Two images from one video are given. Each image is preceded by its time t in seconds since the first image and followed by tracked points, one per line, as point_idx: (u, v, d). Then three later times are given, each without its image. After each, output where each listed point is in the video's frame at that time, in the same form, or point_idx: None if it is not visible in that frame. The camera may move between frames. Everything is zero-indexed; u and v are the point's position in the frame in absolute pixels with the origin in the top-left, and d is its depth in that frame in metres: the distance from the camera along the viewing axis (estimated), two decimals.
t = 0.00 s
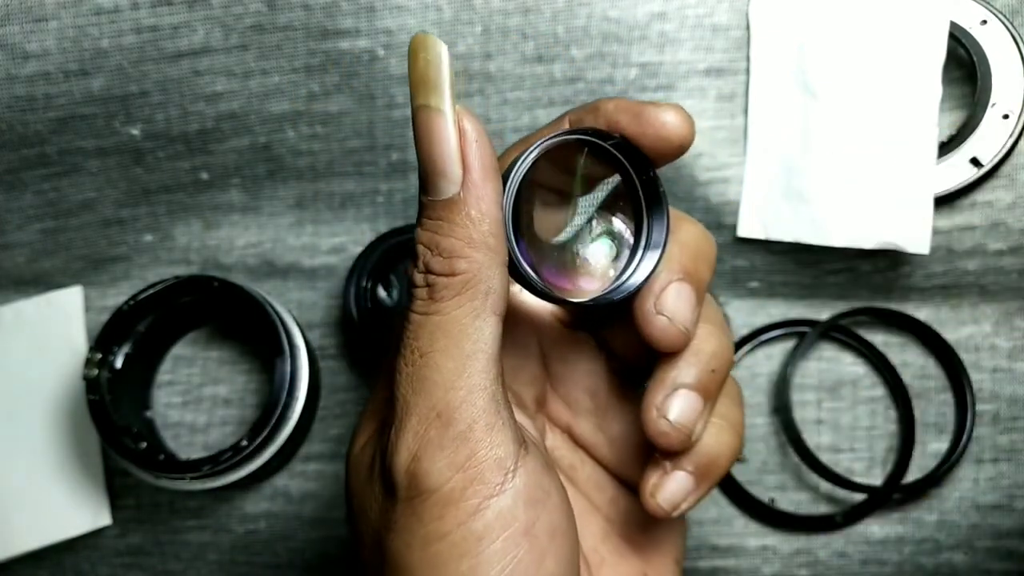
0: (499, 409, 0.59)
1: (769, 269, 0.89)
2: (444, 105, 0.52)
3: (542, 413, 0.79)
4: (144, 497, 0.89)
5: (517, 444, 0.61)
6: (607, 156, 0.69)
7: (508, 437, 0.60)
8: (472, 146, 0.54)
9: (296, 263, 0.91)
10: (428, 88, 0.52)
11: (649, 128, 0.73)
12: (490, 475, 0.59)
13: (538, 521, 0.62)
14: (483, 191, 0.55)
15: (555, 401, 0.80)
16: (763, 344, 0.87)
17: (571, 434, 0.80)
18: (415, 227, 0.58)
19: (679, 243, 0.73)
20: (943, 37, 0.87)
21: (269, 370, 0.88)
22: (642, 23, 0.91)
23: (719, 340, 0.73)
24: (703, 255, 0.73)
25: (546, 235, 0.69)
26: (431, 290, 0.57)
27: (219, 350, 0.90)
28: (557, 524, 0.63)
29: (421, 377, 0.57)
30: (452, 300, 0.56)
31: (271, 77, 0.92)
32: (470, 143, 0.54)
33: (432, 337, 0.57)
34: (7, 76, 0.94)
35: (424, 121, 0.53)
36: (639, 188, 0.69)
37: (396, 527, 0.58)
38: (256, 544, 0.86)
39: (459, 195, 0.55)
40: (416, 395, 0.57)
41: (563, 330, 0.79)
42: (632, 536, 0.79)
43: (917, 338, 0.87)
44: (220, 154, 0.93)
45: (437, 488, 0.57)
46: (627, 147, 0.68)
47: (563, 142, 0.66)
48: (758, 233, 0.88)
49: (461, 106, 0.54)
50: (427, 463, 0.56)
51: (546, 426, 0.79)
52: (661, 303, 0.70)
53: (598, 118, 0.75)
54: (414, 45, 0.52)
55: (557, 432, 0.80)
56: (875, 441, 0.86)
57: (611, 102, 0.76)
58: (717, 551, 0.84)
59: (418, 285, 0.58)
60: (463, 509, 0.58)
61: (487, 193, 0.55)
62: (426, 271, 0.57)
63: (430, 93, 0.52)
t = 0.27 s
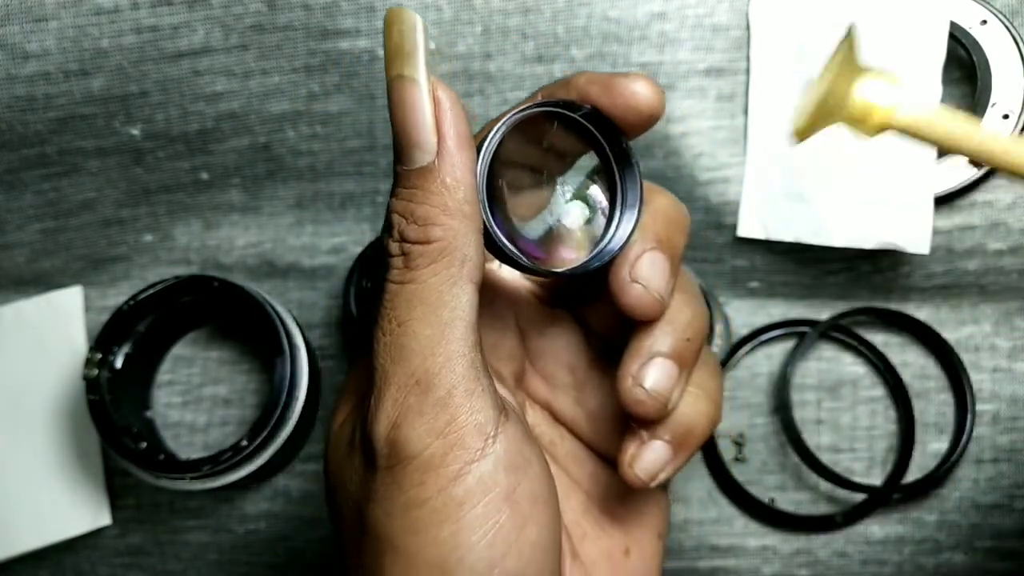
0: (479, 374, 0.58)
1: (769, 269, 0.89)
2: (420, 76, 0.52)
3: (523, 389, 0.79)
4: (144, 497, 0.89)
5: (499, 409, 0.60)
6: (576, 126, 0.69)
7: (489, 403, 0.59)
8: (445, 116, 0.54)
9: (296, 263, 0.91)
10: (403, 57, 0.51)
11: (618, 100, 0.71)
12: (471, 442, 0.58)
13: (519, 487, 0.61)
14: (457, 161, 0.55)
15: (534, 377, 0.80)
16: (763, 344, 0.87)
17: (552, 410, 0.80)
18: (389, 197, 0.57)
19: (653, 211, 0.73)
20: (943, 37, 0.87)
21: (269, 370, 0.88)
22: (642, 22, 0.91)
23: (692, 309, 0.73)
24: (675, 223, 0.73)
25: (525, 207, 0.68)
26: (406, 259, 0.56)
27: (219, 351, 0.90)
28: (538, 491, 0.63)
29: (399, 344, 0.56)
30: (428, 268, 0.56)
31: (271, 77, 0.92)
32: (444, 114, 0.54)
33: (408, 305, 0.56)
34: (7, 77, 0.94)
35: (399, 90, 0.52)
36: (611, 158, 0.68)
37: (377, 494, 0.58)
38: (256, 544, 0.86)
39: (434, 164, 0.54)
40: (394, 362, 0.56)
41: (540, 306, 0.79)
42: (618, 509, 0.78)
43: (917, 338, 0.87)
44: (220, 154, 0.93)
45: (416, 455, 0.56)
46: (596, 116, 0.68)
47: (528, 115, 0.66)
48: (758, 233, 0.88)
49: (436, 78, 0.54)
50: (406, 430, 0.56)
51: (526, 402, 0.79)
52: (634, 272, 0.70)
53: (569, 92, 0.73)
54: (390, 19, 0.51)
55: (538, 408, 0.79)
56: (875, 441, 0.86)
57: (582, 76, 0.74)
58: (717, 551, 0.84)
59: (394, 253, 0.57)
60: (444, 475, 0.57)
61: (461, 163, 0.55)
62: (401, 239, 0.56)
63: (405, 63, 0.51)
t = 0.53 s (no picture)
0: (450, 363, 0.57)
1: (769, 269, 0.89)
2: (375, 46, 0.49)
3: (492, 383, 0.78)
4: (144, 497, 0.89)
5: (467, 400, 0.60)
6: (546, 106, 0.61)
7: (458, 394, 0.59)
8: (408, 90, 0.52)
9: (296, 263, 0.91)
10: (356, 25, 0.49)
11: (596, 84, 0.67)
12: (441, 433, 0.58)
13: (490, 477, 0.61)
14: (416, 137, 0.53)
15: (504, 371, 0.79)
16: (763, 344, 0.88)
17: (520, 403, 0.78)
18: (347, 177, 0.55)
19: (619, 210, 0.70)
20: (943, 38, 0.87)
21: (269, 370, 0.88)
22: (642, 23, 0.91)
23: (660, 306, 0.72)
24: (645, 220, 0.71)
25: (497, 194, 0.66)
26: (369, 242, 0.55)
27: (219, 351, 0.90)
28: (510, 481, 0.63)
29: (365, 335, 0.55)
30: (393, 251, 0.54)
31: (271, 77, 0.92)
32: (403, 88, 0.52)
33: (374, 291, 0.55)
34: (7, 76, 0.94)
35: (355, 62, 0.50)
36: (583, 147, 0.62)
37: (346, 490, 0.57)
38: (257, 544, 0.86)
39: (396, 140, 0.53)
40: (361, 353, 0.55)
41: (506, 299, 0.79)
42: (588, 505, 0.77)
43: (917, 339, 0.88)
44: (220, 154, 0.93)
45: (387, 449, 0.56)
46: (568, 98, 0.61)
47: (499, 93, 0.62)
48: (758, 233, 0.88)
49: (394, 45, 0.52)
50: (376, 423, 0.55)
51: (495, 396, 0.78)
52: (597, 272, 0.68)
53: (544, 71, 0.69)
54: None
55: (507, 401, 0.78)
56: (874, 441, 0.86)
57: (560, 55, 0.70)
58: (717, 551, 0.84)
59: (355, 237, 0.55)
60: (416, 469, 0.57)
61: (421, 138, 0.53)
62: (363, 221, 0.55)
63: (359, 33, 0.49)
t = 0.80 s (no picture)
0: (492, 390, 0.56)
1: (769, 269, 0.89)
2: (427, 75, 0.49)
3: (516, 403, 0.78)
4: (144, 496, 0.89)
5: (507, 425, 0.58)
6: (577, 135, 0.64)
7: (499, 419, 0.57)
8: (457, 120, 0.51)
9: (296, 264, 0.91)
10: (409, 56, 0.49)
11: (622, 114, 0.73)
12: (482, 460, 0.56)
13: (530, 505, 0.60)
14: (468, 167, 0.52)
15: (527, 391, 0.79)
16: (763, 344, 0.88)
17: (543, 423, 0.79)
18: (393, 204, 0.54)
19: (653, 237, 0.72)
20: (943, 38, 0.87)
21: (269, 370, 0.88)
22: (642, 23, 0.91)
23: (687, 331, 0.74)
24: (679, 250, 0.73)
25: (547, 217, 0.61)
26: (418, 269, 0.53)
27: (219, 350, 0.90)
28: (549, 508, 0.62)
29: (408, 360, 0.54)
30: (440, 278, 0.53)
31: (271, 78, 0.92)
32: (454, 118, 0.51)
33: (419, 317, 0.54)
34: (7, 77, 0.92)
35: (407, 91, 0.49)
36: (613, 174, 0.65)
37: (385, 516, 0.56)
38: (256, 544, 0.86)
39: (445, 170, 0.51)
40: (403, 377, 0.54)
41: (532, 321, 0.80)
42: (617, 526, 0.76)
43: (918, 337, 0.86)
44: (220, 154, 0.93)
45: (428, 475, 0.55)
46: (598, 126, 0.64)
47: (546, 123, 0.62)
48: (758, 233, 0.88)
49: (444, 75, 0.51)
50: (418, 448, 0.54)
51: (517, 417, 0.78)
52: (629, 294, 0.70)
53: (576, 103, 0.75)
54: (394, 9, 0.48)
55: (529, 422, 0.78)
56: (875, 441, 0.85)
57: (590, 87, 0.76)
58: (716, 551, 0.84)
59: (401, 263, 0.54)
60: (456, 496, 0.56)
61: (473, 168, 0.52)
62: (410, 249, 0.53)
63: (411, 63, 0.49)
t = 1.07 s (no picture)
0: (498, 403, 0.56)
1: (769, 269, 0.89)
2: (446, 98, 0.48)
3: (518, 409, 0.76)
4: (144, 496, 0.89)
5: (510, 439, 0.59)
6: (589, 137, 0.63)
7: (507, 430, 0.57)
8: (479, 140, 0.51)
9: (296, 263, 0.91)
10: (428, 79, 0.48)
11: (633, 114, 0.73)
12: (490, 472, 0.56)
13: (536, 518, 0.59)
14: (492, 186, 0.51)
15: (529, 396, 0.77)
16: (762, 344, 0.87)
17: (545, 429, 0.77)
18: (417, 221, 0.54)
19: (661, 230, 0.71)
20: (943, 38, 0.87)
21: (269, 370, 0.89)
22: (642, 23, 0.91)
23: (699, 323, 0.75)
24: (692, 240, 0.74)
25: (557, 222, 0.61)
26: (443, 282, 0.53)
27: (219, 350, 0.90)
28: (557, 517, 0.62)
29: (425, 367, 0.53)
30: (466, 293, 0.53)
31: (271, 78, 0.92)
32: (476, 138, 0.50)
33: (442, 323, 0.53)
34: (7, 76, 0.92)
35: (427, 115, 0.49)
36: (621, 172, 0.66)
37: (389, 527, 0.54)
38: (256, 544, 0.86)
39: (470, 191, 0.51)
40: (417, 384, 0.53)
41: (532, 324, 0.79)
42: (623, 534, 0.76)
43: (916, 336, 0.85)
44: (220, 155, 0.93)
45: (439, 485, 0.54)
46: (608, 126, 0.63)
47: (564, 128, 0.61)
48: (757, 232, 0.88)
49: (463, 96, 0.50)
50: (429, 457, 0.53)
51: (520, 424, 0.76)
52: (640, 294, 0.70)
53: (583, 103, 0.75)
54: (408, 32, 0.48)
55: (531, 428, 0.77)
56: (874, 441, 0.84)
57: (596, 86, 0.76)
58: (717, 551, 0.84)
59: (427, 276, 0.54)
60: (464, 508, 0.55)
61: (497, 186, 0.52)
62: (437, 265, 0.53)
63: (432, 87, 0.48)
